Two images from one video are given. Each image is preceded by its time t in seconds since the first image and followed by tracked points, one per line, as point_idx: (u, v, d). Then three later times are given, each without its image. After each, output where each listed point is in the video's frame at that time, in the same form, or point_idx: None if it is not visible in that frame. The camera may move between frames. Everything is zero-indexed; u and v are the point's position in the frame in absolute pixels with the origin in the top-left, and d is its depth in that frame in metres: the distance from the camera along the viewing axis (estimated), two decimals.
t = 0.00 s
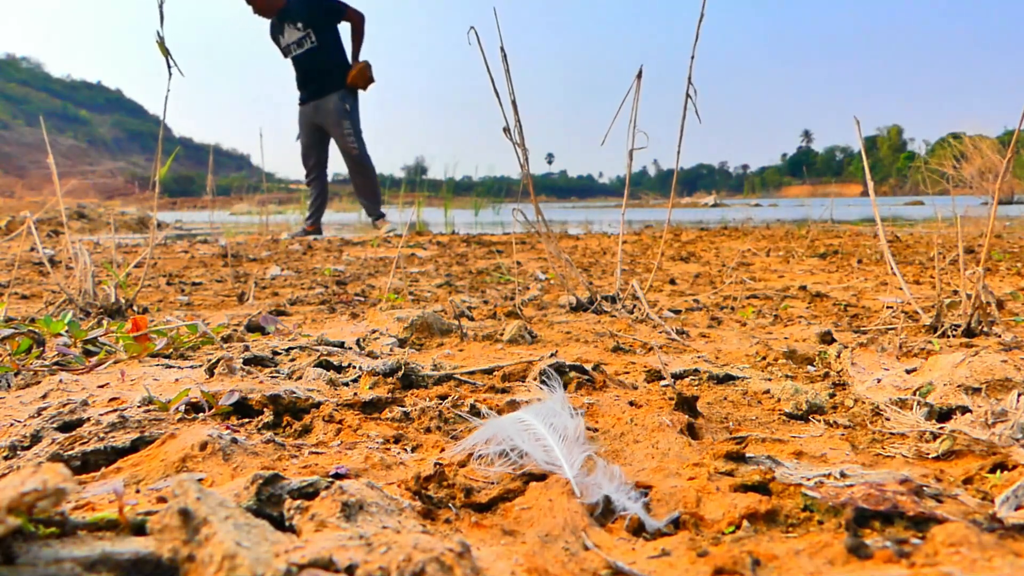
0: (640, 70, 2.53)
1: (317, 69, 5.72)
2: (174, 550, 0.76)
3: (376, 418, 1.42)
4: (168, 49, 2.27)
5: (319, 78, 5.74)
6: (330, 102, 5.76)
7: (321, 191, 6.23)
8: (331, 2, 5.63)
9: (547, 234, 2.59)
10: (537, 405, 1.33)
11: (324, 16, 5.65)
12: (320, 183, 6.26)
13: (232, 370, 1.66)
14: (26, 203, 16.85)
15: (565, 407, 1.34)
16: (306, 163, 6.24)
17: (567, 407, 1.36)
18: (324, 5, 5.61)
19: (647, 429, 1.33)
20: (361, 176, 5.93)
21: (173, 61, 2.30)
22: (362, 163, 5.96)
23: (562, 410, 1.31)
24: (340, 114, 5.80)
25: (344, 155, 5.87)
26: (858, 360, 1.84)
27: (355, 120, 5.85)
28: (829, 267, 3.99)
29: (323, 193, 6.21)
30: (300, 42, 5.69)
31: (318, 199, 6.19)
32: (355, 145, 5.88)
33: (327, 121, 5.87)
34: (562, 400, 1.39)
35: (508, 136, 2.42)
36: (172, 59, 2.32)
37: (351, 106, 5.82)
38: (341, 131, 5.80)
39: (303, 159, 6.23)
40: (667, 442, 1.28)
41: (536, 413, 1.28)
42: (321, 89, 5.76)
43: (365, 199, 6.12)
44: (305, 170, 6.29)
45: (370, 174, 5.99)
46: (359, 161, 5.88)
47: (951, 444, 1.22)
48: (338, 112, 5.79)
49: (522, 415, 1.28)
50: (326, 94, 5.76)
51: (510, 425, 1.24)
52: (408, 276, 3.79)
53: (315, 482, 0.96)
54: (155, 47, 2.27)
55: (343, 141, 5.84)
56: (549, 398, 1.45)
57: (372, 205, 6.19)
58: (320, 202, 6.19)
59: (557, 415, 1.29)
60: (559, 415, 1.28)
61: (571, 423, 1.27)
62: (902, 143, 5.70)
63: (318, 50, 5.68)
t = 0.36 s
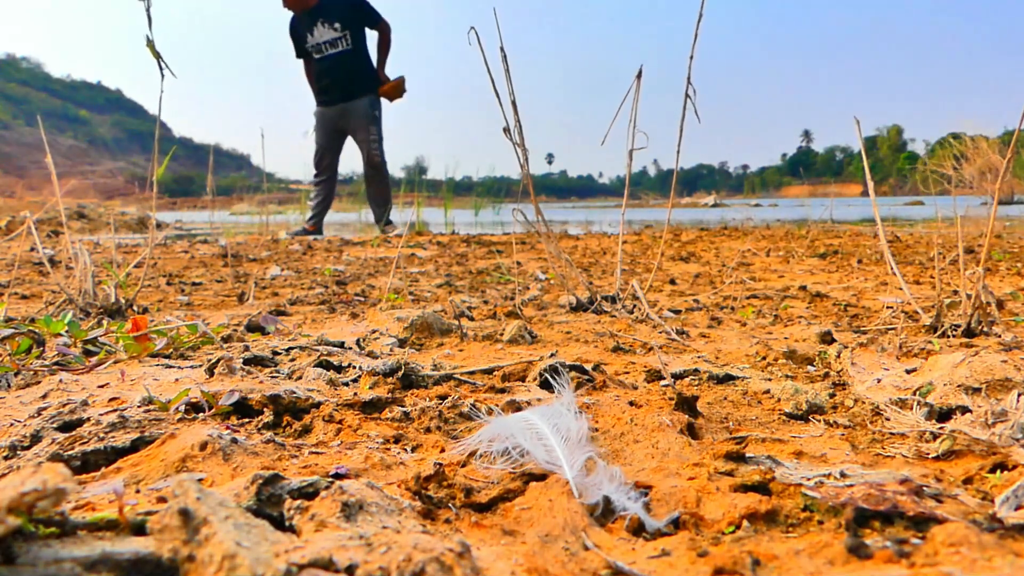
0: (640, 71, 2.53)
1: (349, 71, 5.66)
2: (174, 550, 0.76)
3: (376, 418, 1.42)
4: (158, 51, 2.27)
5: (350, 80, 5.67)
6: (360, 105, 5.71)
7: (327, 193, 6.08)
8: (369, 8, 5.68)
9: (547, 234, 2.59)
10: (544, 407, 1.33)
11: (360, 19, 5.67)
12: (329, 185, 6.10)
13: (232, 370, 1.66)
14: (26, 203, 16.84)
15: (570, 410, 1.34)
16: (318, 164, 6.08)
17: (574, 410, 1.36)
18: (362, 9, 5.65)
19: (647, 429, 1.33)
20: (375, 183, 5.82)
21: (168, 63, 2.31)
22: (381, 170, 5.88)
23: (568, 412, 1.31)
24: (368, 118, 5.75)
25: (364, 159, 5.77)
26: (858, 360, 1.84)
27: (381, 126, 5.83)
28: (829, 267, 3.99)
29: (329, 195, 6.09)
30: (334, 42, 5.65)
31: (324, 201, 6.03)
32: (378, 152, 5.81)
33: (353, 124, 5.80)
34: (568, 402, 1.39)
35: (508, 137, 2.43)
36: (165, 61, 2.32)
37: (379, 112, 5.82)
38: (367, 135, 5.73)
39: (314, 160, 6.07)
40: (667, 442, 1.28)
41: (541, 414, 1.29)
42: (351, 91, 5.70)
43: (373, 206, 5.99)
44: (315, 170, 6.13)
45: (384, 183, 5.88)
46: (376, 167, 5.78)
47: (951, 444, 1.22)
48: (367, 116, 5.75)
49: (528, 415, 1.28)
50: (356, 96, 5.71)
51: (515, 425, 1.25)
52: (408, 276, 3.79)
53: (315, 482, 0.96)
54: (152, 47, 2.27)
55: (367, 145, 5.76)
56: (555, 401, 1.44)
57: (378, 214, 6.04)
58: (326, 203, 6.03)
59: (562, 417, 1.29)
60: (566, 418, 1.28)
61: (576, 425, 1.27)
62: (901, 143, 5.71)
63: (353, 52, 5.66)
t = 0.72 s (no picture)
0: (640, 71, 2.54)
1: (375, 75, 5.63)
2: (174, 550, 0.76)
3: (376, 418, 1.42)
4: (160, 51, 2.28)
5: (374, 83, 5.64)
6: (382, 110, 5.67)
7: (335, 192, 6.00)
8: (402, 16, 5.70)
9: (547, 234, 2.59)
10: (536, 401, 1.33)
11: (392, 26, 5.69)
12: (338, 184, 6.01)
13: (232, 370, 1.66)
14: (26, 203, 16.83)
15: (563, 404, 1.34)
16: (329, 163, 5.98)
17: (567, 405, 1.36)
18: (396, 16, 5.67)
19: (647, 429, 1.33)
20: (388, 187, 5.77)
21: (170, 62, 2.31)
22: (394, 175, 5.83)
23: (561, 406, 1.31)
24: (389, 123, 5.70)
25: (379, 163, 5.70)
26: (858, 360, 1.84)
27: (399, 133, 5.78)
28: (829, 267, 3.99)
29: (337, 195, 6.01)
30: (363, 44, 5.64)
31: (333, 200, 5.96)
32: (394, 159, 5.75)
33: (373, 128, 5.74)
34: (560, 397, 1.39)
35: (508, 137, 2.44)
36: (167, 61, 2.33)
37: (399, 119, 5.77)
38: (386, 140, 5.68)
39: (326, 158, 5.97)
40: (667, 442, 1.28)
41: (536, 410, 1.29)
42: (374, 95, 5.65)
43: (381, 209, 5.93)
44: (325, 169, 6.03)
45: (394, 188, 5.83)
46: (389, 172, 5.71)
47: (951, 444, 1.22)
48: (387, 121, 5.70)
49: (522, 413, 1.28)
50: (379, 101, 5.67)
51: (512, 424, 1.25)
52: (408, 276, 3.79)
53: (315, 481, 0.96)
54: (152, 47, 2.28)
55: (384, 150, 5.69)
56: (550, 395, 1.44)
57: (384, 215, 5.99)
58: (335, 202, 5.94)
59: (557, 411, 1.29)
60: (561, 412, 1.28)
61: (571, 419, 1.27)
62: (901, 143, 5.71)
63: (381, 56, 5.64)
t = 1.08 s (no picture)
0: (640, 71, 2.54)
1: (382, 69, 5.62)
2: (174, 551, 0.76)
3: (376, 418, 1.42)
4: (160, 51, 2.28)
5: (381, 77, 5.62)
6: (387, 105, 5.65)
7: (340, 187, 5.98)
8: (416, 17, 5.69)
9: (547, 234, 2.59)
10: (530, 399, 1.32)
11: (406, 24, 5.67)
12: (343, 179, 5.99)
13: (232, 370, 1.66)
14: (26, 202, 16.83)
15: (557, 401, 1.33)
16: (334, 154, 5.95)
17: (561, 401, 1.35)
18: (411, 15, 5.66)
19: (647, 429, 1.33)
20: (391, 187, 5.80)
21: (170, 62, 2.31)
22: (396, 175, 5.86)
23: (555, 404, 1.30)
24: (393, 120, 5.69)
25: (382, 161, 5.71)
26: (858, 360, 1.84)
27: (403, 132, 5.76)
28: (829, 267, 3.99)
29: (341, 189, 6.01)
30: (373, 38, 5.65)
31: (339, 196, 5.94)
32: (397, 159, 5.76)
33: (378, 123, 5.73)
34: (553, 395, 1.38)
35: (508, 137, 2.44)
36: (167, 60, 2.33)
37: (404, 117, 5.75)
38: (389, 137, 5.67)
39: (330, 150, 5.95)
40: (667, 442, 1.28)
41: (530, 409, 1.28)
42: (380, 91, 5.64)
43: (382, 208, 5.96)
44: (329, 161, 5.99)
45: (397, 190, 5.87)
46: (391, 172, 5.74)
47: (951, 444, 1.22)
48: (391, 118, 5.68)
49: (517, 413, 1.27)
50: (385, 96, 5.65)
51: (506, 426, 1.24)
52: (408, 276, 3.79)
53: (315, 482, 0.96)
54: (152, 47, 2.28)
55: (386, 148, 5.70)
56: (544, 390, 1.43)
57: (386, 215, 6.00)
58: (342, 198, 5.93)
59: (552, 410, 1.28)
60: (555, 409, 1.27)
61: (565, 418, 1.26)
62: (901, 144, 5.72)
63: (390, 51, 5.63)
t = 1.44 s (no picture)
0: (640, 71, 2.54)
1: (376, 66, 5.66)
2: (174, 551, 0.76)
3: (376, 418, 1.42)
4: (160, 51, 2.28)
5: (376, 75, 5.67)
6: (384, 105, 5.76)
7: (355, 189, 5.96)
8: (406, 11, 5.68)
9: (547, 234, 2.59)
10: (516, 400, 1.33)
11: (395, 18, 5.65)
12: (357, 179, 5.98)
13: (233, 370, 1.66)
14: (26, 203, 16.82)
15: (542, 400, 1.34)
16: (344, 155, 5.91)
17: (544, 401, 1.36)
18: (399, 9, 5.64)
19: (646, 429, 1.33)
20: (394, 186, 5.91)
21: (170, 62, 2.31)
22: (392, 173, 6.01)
23: (541, 403, 1.31)
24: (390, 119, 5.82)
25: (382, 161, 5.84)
26: (858, 360, 1.84)
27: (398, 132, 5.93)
28: (829, 267, 3.99)
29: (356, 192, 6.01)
30: (362, 32, 5.62)
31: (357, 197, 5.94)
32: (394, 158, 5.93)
33: (375, 122, 5.80)
34: (538, 391, 1.39)
35: (508, 136, 2.44)
36: (167, 60, 2.33)
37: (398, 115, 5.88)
38: (388, 138, 5.80)
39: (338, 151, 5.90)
40: (667, 442, 1.28)
41: (517, 410, 1.28)
42: (378, 89, 5.70)
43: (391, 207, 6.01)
44: (340, 163, 5.96)
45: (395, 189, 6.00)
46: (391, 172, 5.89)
47: (951, 444, 1.22)
48: (389, 117, 5.81)
49: (506, 414, 1.28)
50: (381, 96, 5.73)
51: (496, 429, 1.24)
52: (408, 276, 3.79)
53: (315, 482, 0.96)
54: (154, 46, 2.27)
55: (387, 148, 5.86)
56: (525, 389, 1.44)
57: (387, 214, 5.97)
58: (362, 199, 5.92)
59: (540, 410, 1.29)
60: (541, 409, 1.29)
61: (553, 418, 1.26)
62: (901, 143, 5.72)
63: (382, 46, 5.64)
